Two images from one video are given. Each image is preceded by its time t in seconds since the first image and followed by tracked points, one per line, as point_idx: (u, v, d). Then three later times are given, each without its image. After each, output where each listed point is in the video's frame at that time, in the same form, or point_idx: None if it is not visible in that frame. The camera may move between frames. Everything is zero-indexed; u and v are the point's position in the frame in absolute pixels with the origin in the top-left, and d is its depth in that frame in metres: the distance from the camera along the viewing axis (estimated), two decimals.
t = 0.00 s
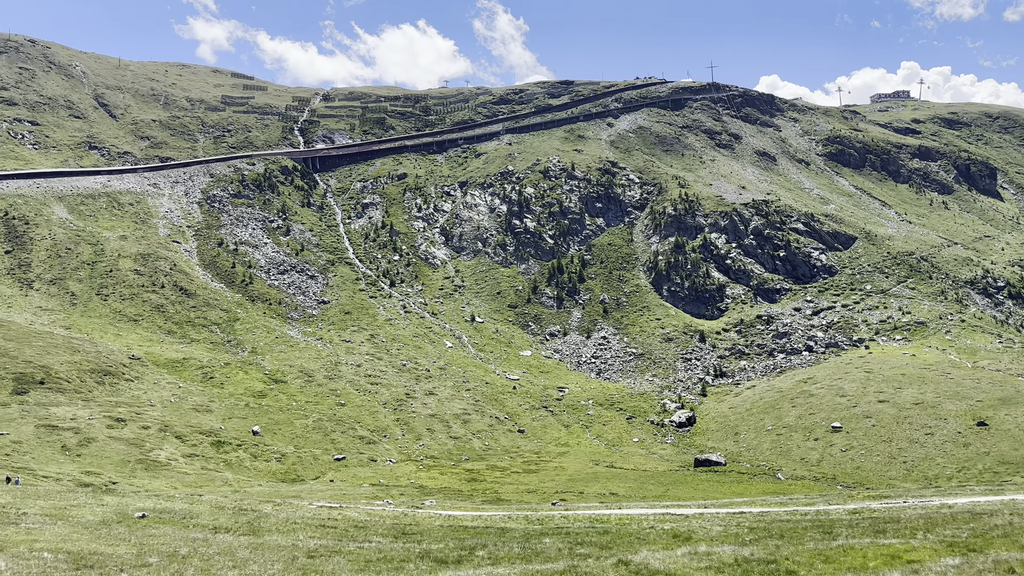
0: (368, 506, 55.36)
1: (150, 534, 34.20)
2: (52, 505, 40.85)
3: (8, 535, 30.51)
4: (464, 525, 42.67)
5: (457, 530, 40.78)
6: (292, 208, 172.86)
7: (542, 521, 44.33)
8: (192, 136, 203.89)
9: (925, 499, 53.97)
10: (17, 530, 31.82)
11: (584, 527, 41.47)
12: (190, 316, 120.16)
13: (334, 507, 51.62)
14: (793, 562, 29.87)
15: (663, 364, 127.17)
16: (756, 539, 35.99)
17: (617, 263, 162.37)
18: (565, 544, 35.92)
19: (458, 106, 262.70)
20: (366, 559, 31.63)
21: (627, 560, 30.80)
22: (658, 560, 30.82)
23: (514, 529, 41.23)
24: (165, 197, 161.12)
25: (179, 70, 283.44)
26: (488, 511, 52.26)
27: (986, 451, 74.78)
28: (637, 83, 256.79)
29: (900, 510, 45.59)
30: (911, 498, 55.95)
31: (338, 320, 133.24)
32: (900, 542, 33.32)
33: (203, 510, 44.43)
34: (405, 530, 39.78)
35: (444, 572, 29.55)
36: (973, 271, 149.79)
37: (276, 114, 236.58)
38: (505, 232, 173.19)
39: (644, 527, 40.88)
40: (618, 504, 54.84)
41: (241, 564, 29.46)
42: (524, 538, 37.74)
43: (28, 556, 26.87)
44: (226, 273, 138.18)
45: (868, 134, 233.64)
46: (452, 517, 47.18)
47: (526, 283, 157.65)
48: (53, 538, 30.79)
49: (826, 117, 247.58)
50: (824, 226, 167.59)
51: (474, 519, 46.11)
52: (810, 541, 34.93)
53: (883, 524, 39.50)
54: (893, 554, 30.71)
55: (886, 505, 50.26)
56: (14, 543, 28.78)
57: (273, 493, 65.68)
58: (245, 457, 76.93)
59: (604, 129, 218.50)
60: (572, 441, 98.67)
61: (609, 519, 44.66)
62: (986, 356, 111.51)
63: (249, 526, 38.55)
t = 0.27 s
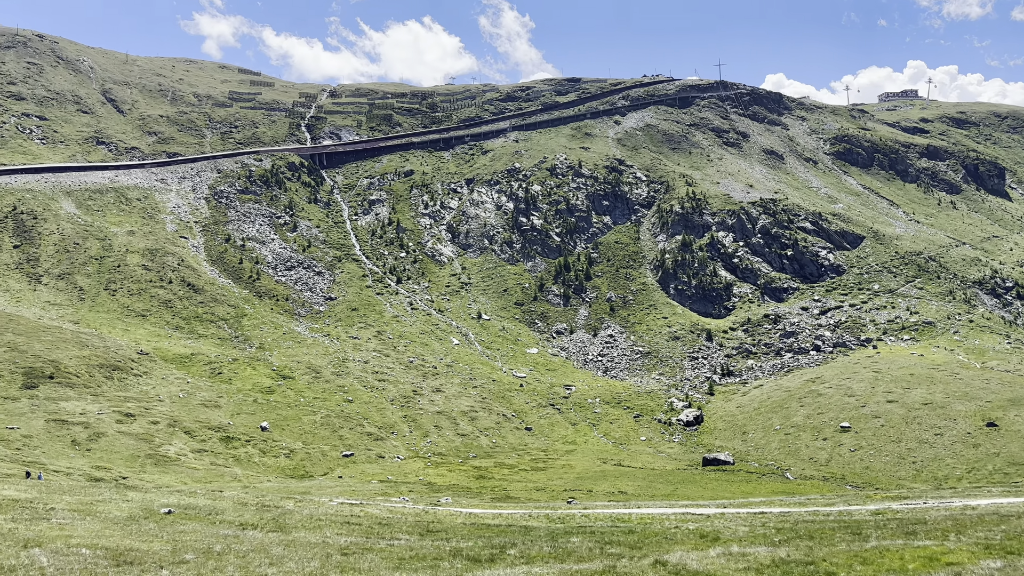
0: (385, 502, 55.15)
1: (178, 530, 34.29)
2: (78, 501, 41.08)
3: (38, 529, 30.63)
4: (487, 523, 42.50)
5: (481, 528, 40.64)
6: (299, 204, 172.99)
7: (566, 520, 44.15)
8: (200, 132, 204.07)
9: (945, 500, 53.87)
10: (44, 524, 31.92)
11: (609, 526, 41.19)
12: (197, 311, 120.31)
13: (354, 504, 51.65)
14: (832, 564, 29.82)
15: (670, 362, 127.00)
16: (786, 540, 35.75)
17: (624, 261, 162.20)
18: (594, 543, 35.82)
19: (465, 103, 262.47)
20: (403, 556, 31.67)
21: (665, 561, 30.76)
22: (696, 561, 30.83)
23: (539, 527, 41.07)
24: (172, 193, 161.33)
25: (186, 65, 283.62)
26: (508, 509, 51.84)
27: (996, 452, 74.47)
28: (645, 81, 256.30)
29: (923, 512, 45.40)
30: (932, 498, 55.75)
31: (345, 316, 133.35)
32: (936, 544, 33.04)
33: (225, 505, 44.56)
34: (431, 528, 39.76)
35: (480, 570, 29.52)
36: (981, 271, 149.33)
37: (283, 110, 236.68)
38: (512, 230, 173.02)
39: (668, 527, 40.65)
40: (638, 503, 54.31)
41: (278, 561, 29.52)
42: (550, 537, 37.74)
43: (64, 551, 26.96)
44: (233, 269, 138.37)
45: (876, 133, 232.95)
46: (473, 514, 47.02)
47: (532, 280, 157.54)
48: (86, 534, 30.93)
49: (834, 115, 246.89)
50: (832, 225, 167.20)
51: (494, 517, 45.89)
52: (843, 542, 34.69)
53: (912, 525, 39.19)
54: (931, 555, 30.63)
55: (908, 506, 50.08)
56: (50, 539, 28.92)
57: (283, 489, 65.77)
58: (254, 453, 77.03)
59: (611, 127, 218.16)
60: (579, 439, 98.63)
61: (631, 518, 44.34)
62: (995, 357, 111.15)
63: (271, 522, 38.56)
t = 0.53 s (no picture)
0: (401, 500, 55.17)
1: (207, 527, 34.51)
2: (105, 498, 41.39)
3: (71, 526, 30.92)
4: (509, 522, 42.42)
5: (505, 527, 40.56)
6: (305, 201, 173.11)
7: (588, 520, 44.00)
8: (207, 128, 204.20)
9: (965, 502, 53.72)
10: (73, 521, 32.18)
11: (633, 526, 41.12)
12: (204, 307, 120.50)
13: (374, 502, 51.70)
14: (871, 566, 29.71)
15: (677, 361, 126.82)
16: (815, 542, 35.60)
17: (630, 260, 162.00)
18: (622, 543, 35.75)
19: (471, 101, 262.30)
20: (437, 554, 31.72)
21: (702, 562, 30.65)
22: (733, 561, 30.78)
23: (562, 527, 40.99)
24: (179, 189, 161.56)
25: (193, 61, 283.82)
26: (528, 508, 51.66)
27: (1005, 453, 74.17)
28: (652, 79, 255.83)
29: (946, 513, 45.28)
30: (951, 500, 55.48)
31: (351, 313, 133.42)
32: (970, 547, 32.85)
33: (249, 502, 44.74)
34: (455, 526, 39.71)
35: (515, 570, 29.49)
36: (989, 272, 148.89)
37: (290, 106, 236.75)
38: (518, 228, 172.89)
39: (691, 527, 40.58)
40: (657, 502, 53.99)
41: (314, 559, 29.56)
42: (577, 536, 37.71)
43: (103, 549, 27.23)
44: (240, 265, 138.54)
45: (883, 132, 232.30)
46: (493, 513, 46.99)
47: (538, 278, 157.42)
48: (120, 531, 31.23)
49: (842, 114, 246.30)
50: (839, 224, 166.86)
51: (514, 516, 45.81)
52: (875, 544, 34.62)
53: (940, 527, 39.05)
54: (970, 558, 30.44)
55: (928, 507, 50.03)
56: (87, 536, 29.20)
57: (292, 485, 65.86)
58: (262, 449, 77.11)
59: (618, 125, 217.88)
60: (586, 437, 98.58)
61: (652, 518, 44.25)
62: (1003, 357, 110.74)
63: (294, 519, 38.61)
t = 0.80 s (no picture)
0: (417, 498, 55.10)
1: (235, 525, 34.63)
2: (131, 495, 41.69)
3: (103, 523, 31.11)
4: (531, 521, 42.44)
5: (529, 527, 40.50)
6: (312, 198, 173.23)
7: (608, 520, 43.86)
8: (213, 125, 204.39)
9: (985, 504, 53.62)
10: (101, 518, 32.36)
11: (656, 526, 41.16)
12: (211, 304, 120.65)
13: (393, 501, 51.69)
14: (908, 569, 29.59)
15: (683, 360, 126.70)
16: (844, 543, 35.47)
17: (636, 259, 161.86)
18: (652, 544, 35.55)
19: (477, 99, 262.26)
20: (471, 554, 31.60)
21: (737, 564, 30.60)
22: (768, 563, 30.73)
23: (586, 527, 40.97)
24: (186, 185, 161.78)
25: (199, 58, 284.09)
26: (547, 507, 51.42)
27: (1015, 455, 73.96)
28: (658, 78, 255.49)
29: (969, 515, 45.15)
30: (970, 502, 55.19)
31: (358, 311, 133.53)
32: (1005, 550, 32.60)
33: (271, 500, 44.91)
34: (478, 526, 39.63)
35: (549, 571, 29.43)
36: (996, 272, 148.57)
37: (296, 104, 236.86)
38: (524, 226, 172.78)
39: (716, 528, 40.59)
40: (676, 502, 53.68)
41: (350, 558, 29.47)
42: (604, 537, 37.56)
43: (141, 547, 27.39)
44: (247, 262, 138.69)
45: (890, 132, 231.81)
46: (513, 512, 47.08)
47: (544, 277, 157.32)
48: (153, 529, 31.39)
49: (848, 114, 245.78)
50: (846, 224, 166.58)
51: (535, 515, 45.90)
52: (907, 546, 34.47)
53: (969, 530, 38.92)
54: (1005, 561, 30.27)
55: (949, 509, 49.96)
56: (122, 534, 29.38)
57: (301, 483, 65.93)
58: (270, 446, 77.18)
59: (624, 123, 217.65)
60: (593, 436, 98.55)
61: (674, 518, 44.26)
62: (1011, 358, 110.47)
63: (316, 518, 38.61)
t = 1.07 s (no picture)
0: (431, 498, 55.19)
1: (266, 524, 34.82)
2: (158, 494, 42.01)
3: (135, 522, 31.33)
4: (554, 522, 42.44)
5: (552, 527, 40.46)
6: (318, 196, 173.37)
7: (629, 521, 43.79)
8: (220, 123, 204.59)
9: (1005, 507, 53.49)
10: (132, 516, 32.56)
11: (680, 528, 41.20)
12: (218, 301, 120.81)
13: (413, 500, 51.68)
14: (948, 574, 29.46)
15: (690, 361, 126.51)
16: (874, 547, 35.32)
17: (642, 258, 161.66)
18: (681, 546, 35.33)
19: (484, 97, 262.21)
20: (505, 556, 31.55)
21: (775, 567, 30.46)
22: (806, 566, 30.61)
23: (610, 528, 40.96)
24: (193, 183, 161.98)
25: (206, 56, 284.39)
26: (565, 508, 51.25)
27: None
28: (665, 77, 255.14)
29: (993, 518, 45.05)
30: (990, 505, 54.80)
31: (364, 309, 133.57)
32: None
33: (295, 499, 45.07)
34: (502, 526, 39.56)
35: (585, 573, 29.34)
36: (1004, 274, 148.18)
37: (303, 102, 237.04)
38: (530, 225, 172.65)
39: (740, 529, 40.56)
40: (695, 505, 53.46)
41: (388, 558, 29.40)
42: (631, 539, 37.47)
43: (177, 545, 27.55)
44: (254, 260, 138.83)
45: (898, 133, 231.30)
46: (535, 512, 47.13)
47: (550, 276, 157.18)
48: (187, 527, 31.52)
49: (856, 115, 245.22)
50: (853, 225, 166.23)
51: (557, 516, 46.01)
52: (939, 551, 34.31)
53: (996, 534, 38.73)
54: None
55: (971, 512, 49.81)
56: (157, 533, 29.48)
57: (310, 480, 65.98)
58: (279, 444, 77.27)
59: (631, 123, 217.41)
60: (600, 436, 98.47)
61: (695, 520, 44.29)
62: (1019, 361, 110.16)
63: (341, 517, 38.62)
